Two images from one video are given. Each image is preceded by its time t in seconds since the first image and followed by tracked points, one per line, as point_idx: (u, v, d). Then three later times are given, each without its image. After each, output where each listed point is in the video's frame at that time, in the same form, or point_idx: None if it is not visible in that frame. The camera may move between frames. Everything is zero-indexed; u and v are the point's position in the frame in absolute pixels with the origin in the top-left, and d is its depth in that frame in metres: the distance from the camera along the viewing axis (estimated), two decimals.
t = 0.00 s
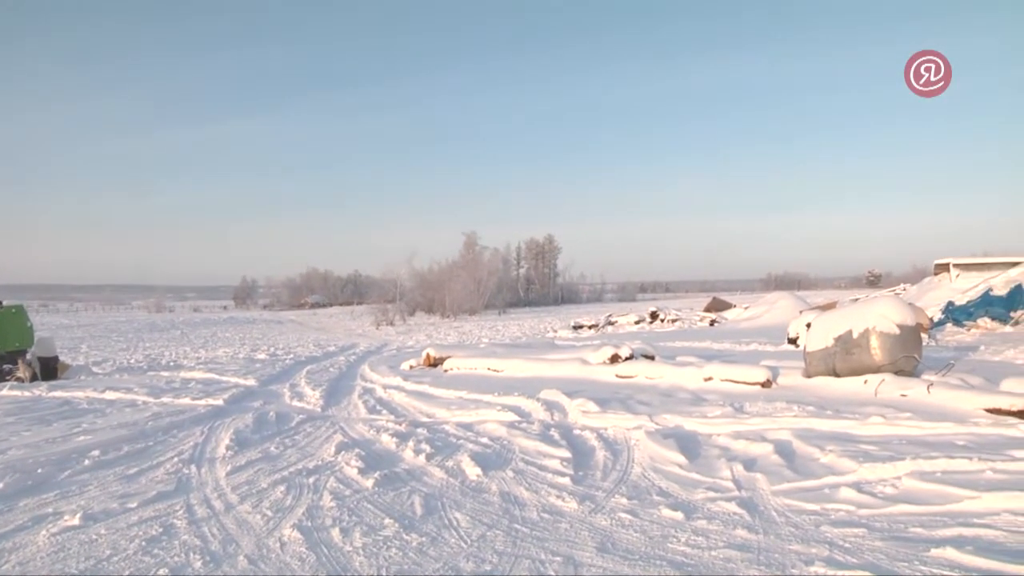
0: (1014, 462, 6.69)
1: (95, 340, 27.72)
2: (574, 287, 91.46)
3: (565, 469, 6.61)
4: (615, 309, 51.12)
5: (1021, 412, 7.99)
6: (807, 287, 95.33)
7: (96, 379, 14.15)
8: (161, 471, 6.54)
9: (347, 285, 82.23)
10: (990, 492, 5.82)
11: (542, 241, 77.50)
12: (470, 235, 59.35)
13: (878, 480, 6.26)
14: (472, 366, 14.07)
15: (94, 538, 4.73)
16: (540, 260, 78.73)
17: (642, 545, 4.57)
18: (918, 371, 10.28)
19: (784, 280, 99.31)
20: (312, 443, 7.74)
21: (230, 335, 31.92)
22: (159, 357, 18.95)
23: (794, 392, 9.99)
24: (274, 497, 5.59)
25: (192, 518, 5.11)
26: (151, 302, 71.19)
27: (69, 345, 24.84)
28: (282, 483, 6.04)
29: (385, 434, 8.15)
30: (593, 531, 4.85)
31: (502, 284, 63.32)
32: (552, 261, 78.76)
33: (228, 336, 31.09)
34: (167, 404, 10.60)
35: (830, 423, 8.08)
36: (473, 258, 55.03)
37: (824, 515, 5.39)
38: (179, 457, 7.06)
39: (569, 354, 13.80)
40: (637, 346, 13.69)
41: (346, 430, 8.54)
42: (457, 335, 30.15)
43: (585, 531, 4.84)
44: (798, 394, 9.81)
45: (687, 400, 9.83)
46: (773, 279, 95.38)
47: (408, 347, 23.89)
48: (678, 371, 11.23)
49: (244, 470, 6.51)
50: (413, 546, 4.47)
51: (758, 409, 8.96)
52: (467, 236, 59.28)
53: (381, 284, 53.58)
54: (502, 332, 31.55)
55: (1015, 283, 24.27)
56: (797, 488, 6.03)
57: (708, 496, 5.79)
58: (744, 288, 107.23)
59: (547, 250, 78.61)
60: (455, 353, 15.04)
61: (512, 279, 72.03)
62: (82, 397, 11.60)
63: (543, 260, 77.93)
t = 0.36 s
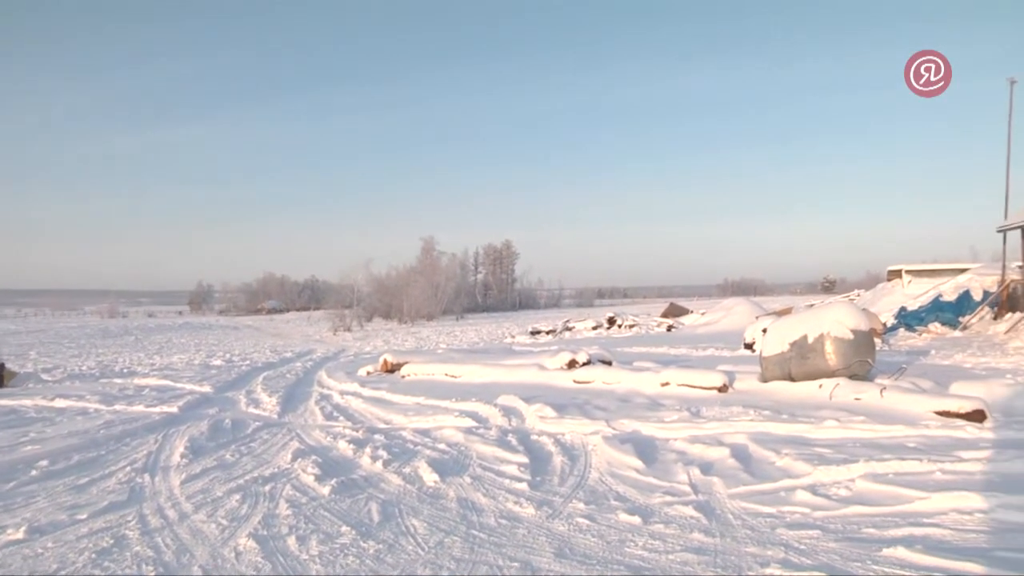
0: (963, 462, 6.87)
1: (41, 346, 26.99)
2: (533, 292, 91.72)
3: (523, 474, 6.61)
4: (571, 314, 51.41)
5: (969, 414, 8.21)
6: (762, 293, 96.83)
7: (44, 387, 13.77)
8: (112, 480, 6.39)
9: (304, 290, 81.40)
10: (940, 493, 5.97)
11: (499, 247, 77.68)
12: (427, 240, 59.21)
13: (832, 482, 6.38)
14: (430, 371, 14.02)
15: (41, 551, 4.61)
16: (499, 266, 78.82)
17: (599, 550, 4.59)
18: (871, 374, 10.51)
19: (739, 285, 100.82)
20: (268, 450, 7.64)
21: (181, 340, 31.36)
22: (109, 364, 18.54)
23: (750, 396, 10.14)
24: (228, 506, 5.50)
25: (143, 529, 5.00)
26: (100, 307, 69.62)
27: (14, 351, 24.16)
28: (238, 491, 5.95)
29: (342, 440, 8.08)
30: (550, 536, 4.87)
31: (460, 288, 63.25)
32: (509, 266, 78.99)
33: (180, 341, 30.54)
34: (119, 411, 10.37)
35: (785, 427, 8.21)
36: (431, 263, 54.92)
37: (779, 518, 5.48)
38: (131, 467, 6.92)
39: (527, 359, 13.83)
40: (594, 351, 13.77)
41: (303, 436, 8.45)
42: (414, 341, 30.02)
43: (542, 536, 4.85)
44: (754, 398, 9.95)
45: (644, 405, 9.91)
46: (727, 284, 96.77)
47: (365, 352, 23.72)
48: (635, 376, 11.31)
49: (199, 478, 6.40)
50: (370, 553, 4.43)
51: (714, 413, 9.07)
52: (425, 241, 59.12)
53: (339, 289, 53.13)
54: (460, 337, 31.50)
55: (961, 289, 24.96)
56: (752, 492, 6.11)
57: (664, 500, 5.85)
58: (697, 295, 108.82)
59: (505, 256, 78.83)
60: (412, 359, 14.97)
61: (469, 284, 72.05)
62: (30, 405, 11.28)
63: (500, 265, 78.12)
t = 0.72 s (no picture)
0: (898, 464, 7.09)
1: None
2: (480, 298, 91.67)
3: (467, 481, 6.61)
4: (516, 320, 51.62)
5: (905, 417, 8.46)
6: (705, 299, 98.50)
7: None
8: (45, 492, 6.20)
9: (247, 295, 80.04)
10: (876, 493, 6.14)
11: (445, 252, 77.61)
12: (373, 245, 58.79)
13: (773, 485, 6.51)
14: (374, 378, 13.91)
15: None
16: (445, 271, 78.59)
17: (544, 555, 4.62)
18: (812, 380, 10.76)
19: (682, 292, 102.38)
20: (209, 459, 7.50)
21: (117, 347, 30.50)
22: (41, 372, 17.95)
23: (693, 401, 10.30)
24: (167, 517, 5.38)
25: (77, 543, 4.86)
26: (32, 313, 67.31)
27: None
28: (178, 501, 5.83)
29: (285, 448, 7.97)
30: (494, 542, 4.87)
31: (406, 294, 62.91)
32: (455, 271, 78.94)
33: (117, 348, 29.72)
34: (53, 421, 10.05)
35: (726, 431, 8.36)
36: (377, 269, 54.52)
37: (721, 520, 5.57)
38: (65, 478, 6.71)
39: (472, 365, 13.81)
40: (539, 357, 13.84)
41: (245, 444, 8.31)
42: (359, 347, 29.74)
43: (486, 543, 4.85)
44: (697, 403, 10.11)
45: (589, 410, 9.99)
46: (671, 290, 98.18)
47: (309, 359, 23.40)
48: (579, 382, 11.40)
49: (136, 489, 6.24)
50: (313, 562, 4.39)
51: (658, 418, 9.19)
52: (370, 246, 58.68)
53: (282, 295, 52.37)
54: (406, 343, 31.31)
55: (898, 296, 25.73)
56: (695, 495, 6.20)
57: (608, 505, 5.90)
58: (643, 301, 110.20)
59: (451, 261, 78.80)
60: (357, 365, 14.84)
61: (414, 290, 71.74)
62: None
63: (446, 271, 78.05)
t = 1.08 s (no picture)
0: (826, 466, 7.32)
1: None
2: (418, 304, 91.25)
3: (402, 488, 6.58)
4: (452, 326, 51.58)
5: (833, 420, 8.73)
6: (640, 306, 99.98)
7: None
8: None
9: (177, 300, 78.10)
10: (804, 495, 6.34)
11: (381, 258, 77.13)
12: (307, 250, 58.03)
13: (705, 488, 6.66)
14: (306, 385, 13.73)
15: None
16: (380, 277, 78.23)
17: (478, 562, 4.63)
18: (743, 386, 11.04)
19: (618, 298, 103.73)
20: (136, 470, 7.30)
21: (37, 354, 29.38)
22: None
23: (628, 407, 10.46)
24: (91, 531, 5.23)
25: None
26: None
27: None
28: (103, 514, 5.66)
29: (216, 457, 7.81)
30: (429, 550, 4.87)
31: (343, 300, 62.31)
32: (391, 277, 78.49)
33: (37, 355, 28.65)
34: None
35: (659, 436, 8.52)
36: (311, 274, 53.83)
37: (654, 524, 5.68)
38: None
39: (408, 372, 13.75)
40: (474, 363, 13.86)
41: (175, 454, 8.12)
42: (293, 354, 29.30)
43: (420, 551, 4.84)
44: (631, 409, 10.27)
45: (524, 416, 10.05)
46: (607, 297, 99.38)
47: (241, 366, 22.98)
48: (514, 389, 11.47)
49: (58, 502, 6.03)
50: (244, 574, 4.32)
51: (593, 424, 9.30)
52: (304, 251, 57.89)
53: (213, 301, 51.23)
54: (341, 349, 30.98)
55: (827, 304, 26.54)
56: (629, 500, 6.31)
57: (543, 511, 5.95)
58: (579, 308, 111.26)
59: (387, 267, 78.36)
60: (290, 372, 14.63)
61: (350, 296, 71.04)
62: None
63: (382, 277, 77.57)
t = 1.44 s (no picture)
0: (756, 468, 7.53)
1: None
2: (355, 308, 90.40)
3: (335, 496, 6.53)
4: (388, 331, 51.26)
5: (765, 423, 8.97)
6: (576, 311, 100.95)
7: None
8: None
9: (104, 304, 75.69)
10: (734, 497, 6.51)
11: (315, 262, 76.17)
12: (240, 253, 56.92)
13: (638, 492, 6.78)
14: (238, 392, 13.45)
15: None
16: (314, 282, 77.28)
17: (412, 568, 4.64)
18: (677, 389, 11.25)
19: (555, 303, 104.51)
20: (58, 481, 7.06)
21: None
22: None
23: (563, 412, 10.57)
24: (6, 548, 5.04)
25: None
26: None
27: None
28: (22, 529, 5.46)
29: (143, 466, 7.62)
30: (362, 557, 4.85)
31: (278, 304, 61.37)
32: (326, 282, 77.58)
33: None
34: None
35: (592, 440, 8.63)
36: (244, 277, 52.92)
37: (588, 527, 5.76)
38: None
39: (343, 377, 13.63)
40: (409, 369, 13.80)
41: (100, 464, 7.89)
42: (224, 359, 28.68)
43: (354, 558, 4.82)
44: (565, 414, 10.38)
45: (458, 422, 10.07)
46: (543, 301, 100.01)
47: (170, 371, 22.43)
48: (448, 394, 11.46)
49: None
50: None
51: (527, 429, 9.37)
52: (237, 255, 56.77)
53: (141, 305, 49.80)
54: (274, 355, 30.47)
55: (758, 310, 27.23)
56: (562, 504, 6.38)
57: (477, 516, 5.98)
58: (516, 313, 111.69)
59: (321, 271, 77.41)
60: (221, 378, 14.32)
61: (283, 300, 69.93)
62: None
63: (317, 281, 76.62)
